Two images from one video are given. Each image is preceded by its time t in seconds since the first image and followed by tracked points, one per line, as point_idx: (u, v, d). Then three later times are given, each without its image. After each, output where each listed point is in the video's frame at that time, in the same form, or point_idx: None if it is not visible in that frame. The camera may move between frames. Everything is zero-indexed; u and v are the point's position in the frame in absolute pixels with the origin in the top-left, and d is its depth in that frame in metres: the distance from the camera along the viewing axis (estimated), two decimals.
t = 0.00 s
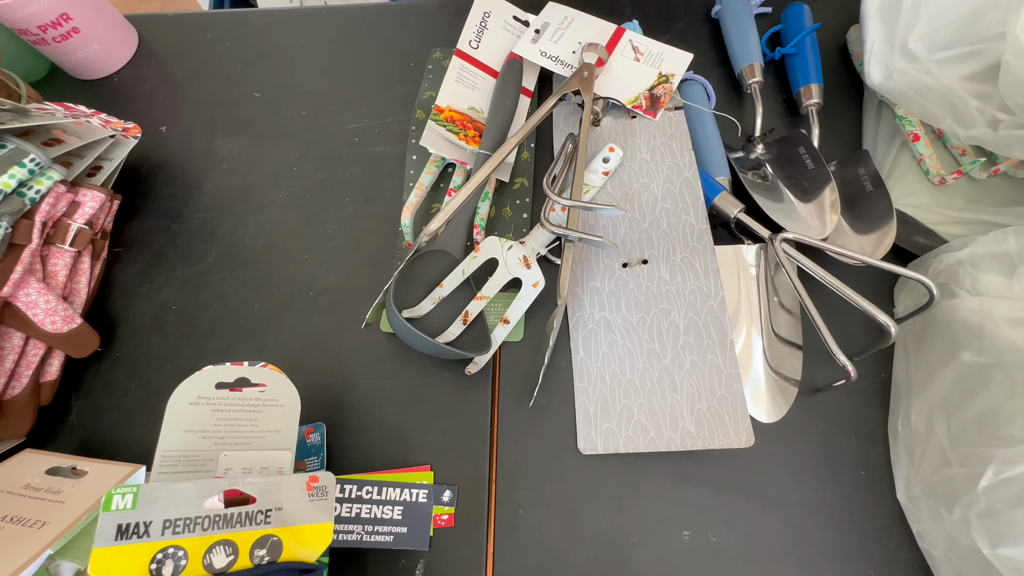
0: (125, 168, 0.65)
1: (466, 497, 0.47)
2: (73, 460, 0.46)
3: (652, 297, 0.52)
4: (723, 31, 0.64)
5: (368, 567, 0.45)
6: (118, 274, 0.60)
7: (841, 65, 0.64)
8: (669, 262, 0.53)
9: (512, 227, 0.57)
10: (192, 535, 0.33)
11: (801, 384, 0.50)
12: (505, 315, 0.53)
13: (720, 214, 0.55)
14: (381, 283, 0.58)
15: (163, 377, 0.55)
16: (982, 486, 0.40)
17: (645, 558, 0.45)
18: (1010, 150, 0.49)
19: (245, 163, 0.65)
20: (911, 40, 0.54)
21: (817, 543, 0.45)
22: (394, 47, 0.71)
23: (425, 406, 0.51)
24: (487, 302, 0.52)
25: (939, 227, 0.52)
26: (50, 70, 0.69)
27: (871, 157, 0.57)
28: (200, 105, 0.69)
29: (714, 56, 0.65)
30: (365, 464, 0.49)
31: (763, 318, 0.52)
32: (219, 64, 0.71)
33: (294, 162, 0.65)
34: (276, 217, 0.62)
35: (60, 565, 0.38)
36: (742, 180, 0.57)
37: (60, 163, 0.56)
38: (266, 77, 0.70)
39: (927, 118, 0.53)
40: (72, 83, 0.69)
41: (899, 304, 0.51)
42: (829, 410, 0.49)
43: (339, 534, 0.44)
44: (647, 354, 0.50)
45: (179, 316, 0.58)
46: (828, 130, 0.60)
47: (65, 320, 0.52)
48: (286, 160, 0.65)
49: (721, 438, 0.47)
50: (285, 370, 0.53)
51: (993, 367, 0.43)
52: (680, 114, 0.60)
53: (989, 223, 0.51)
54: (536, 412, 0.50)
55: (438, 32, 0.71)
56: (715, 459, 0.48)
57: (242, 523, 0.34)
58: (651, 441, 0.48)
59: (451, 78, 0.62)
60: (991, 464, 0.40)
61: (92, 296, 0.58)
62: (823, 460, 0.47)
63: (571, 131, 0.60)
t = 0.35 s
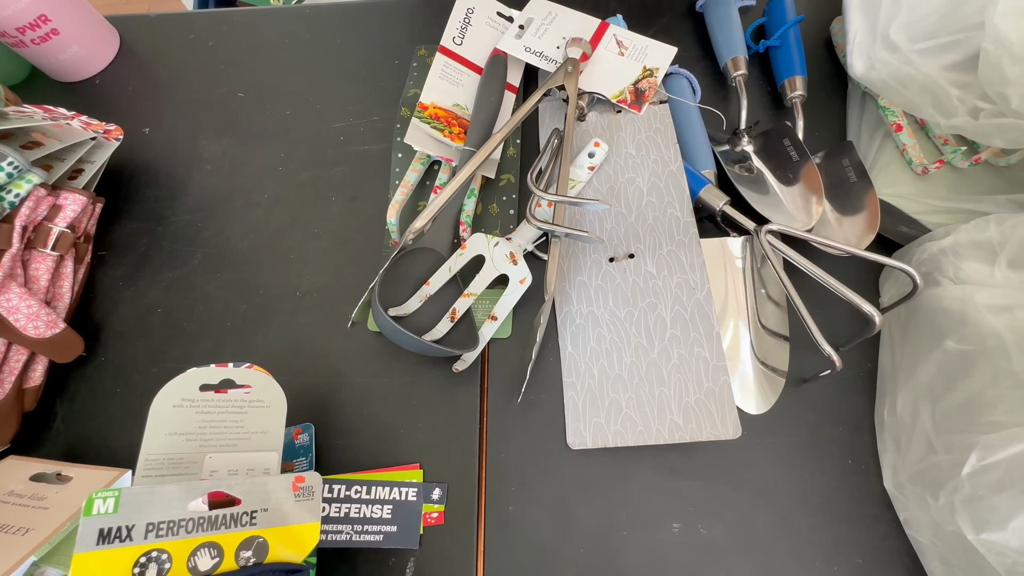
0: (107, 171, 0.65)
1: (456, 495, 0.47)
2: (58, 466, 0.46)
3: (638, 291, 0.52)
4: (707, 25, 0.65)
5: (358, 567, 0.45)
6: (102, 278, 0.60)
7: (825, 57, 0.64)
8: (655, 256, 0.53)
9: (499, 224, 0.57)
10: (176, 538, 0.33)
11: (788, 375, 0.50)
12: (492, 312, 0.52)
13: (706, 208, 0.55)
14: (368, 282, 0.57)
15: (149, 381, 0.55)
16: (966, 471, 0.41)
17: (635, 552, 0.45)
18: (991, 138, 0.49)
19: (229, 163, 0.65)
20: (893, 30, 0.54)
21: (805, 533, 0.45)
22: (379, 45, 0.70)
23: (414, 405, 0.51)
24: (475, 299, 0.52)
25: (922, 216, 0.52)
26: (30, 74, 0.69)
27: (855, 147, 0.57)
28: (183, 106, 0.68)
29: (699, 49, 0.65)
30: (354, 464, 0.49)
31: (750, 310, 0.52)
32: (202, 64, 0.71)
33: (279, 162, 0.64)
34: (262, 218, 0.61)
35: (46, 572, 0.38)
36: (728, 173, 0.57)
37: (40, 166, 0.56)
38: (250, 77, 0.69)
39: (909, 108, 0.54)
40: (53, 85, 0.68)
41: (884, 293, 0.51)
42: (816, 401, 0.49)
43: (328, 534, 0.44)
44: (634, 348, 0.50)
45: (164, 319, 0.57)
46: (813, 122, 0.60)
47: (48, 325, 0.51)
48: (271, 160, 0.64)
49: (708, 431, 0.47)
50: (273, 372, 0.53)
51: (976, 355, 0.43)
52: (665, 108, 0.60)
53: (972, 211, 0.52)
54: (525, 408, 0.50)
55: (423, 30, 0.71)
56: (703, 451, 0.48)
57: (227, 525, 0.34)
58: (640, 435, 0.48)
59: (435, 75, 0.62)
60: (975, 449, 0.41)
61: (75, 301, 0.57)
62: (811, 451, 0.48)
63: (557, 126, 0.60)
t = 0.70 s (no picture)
0: (91, 172, 0.64)
1: (444, 490, 0.47)
2: (42, 468, 0.46)
3: (623, 284, 0.53)
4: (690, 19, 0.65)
5: (346, 563, 0.45)
6: (87, 280, 0.59)
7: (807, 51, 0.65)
8: (640, 249, 0.54)
9: (485, 220, 0.57)
10: (159, 536, 0.33)
11: (772, 365, 0.50)
12: (478, 308, 0.53)
13: (689, 200, 0.55)
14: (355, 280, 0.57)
15: (135, 383, 0.55)
16: (945, 456, 0.41)
17: (622, 543, 0.46)
18: (967, 127, 0.50)
19: (214, 164, 0.64)
20: (871, 23, 0.54)
21: (791, 521, 0.46)
22: (364, 43, 0.70)
23: (401, 402, 0.51)
24: (461, 295, 0.52)
25: (902, 206, 0.53)
26: (13, 76, 0.68)
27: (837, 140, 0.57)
28: (167, 107, 0.68)
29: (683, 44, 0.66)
30: (342, 461, 0.49)
31: (735, 303, 0.52)
32: (186, 65, 0.70)
33: (265, 161, 0.64)
34: (247, 218, 0.61)
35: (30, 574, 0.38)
36: (711, 166, 0.58)
37: (21, 168, 0.56)
38: (235, 77, 0.69)
39: (889, 100, 0.54)
40: (35, 87, 0.68)
41: (866, 283, 0.52)
42: (800, 390, 0.49)
43: (316, 531, 0.45)
44: (619, 341, 0.51)
45: (150, 320, 0.57)
46: (795, 115, 0.61)
47: (32, 328, 0.51)
48: (256, 160, 0.64)
49: (693, 421, 0.48)
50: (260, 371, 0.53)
51: (954, 341, 0.44)
52: (648, 102, 0.60)
53: (950, 201, 0.52)
54: (512, 403, 0.50)
55: (408, 28, 0.71)
56: (689, 441, 0.48)
57: (210, 523, 0.34)
58: (625, 427, 0.48)
59: (418, 72, 0.62)
60: (954, 434, 0.41)
61: (60, 303, 0.57)
62: (796, 440, 0.48)
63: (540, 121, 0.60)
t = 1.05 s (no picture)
0: (76, 177, 0.64)
1: (432, 488, 0.48)
2: (27, 474, 0.45)
3: (607, 282, 0.53)
4: None
5: (335, 563, 0.46)
6: (73, 285, 0.59)
7: (788, 49, 0.66)
8: (623, 247, 0.54)
9: (470, 220, 0.58)
10: (143, 538, 0.33)
11: (754, 361, 0.51)
12: (465, 307, 0.53)
13: (671, 199, 0.56)
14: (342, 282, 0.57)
15: (122, 387, 0.54)
16: (921, 446, 0.42)
17: (609, 538, 0.46)
18: (942, 124, 0.51)
19: (200, 167, 0.64)
20: (848, 21, 0.55)
21: (775, 513, 0.47)
22: (349, 45, 0.70)
23: (389, 402, 0.51)
24: (446, 295, 0.52)
25: (877, 204, 0.54)
26: None
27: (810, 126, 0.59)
28: (152, 111, 0.68)
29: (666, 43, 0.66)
30: (330, 462, 0.49)
31: (717, 300, 0.53)
32: (171, 68, 0.70)
33: (251, 164, 0.64)
34: (234, 220, 0.61)
35: None
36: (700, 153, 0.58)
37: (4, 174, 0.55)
38: (220, 81, 0.69)
39: (867, 97, 0.55)
40: (18, 92, 0.68)
41: (847, 278, 0.53)
42: (783, 384, 0.50)
43: (304, 531, 0.45)
44: (604, 339, 0.51)
45: (136, 324, 0.57)
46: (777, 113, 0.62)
47: (17, 333, 0.51)
48: (242, 163, 0.64)
49: (676, 416, 0.48)
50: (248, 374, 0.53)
51: (930, 333, 0.45)
52: (631, 102, 0.61)
53: (925, 196, 0.54)
54: (498, 401, 0.50)
55: (393, 29, 0.71)
56: (675, 436, 0.49)
57: (195, 524, 0.35)
58: (611, 423, 0.48)
59: (402, 74, 0.62)
60: (931, 424, 0.42)
61: (45, 309, 0.57)
62: (779, 433, 0.49)
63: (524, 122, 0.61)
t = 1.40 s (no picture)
0: (67, 186, 0.64)
1: (429, 492, 0.48)
2: (22, 485, 0.45)
3: (600, 284, 0.54)
4: None
5: (332, 568, 0.46)
6: (66, 294, 0.59)
7: (776, 51, 0.66)
8: (615, 250, 0.55)
9: (464, 224, 0.58)
10: (140, 548, 0.34)
11: (746, 360, 0.52)
12: (459, 311, 0.53)
13: (662, 200, 0.56)
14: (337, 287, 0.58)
15: (117, 396, 0.54)
16: (910, 443, 0.43)
17: (604, 538, 0.46)
18: (926, 125, 0.51)
19: (193, 175, 0.64)
20: (835, 21, 0.56)
21: (768, 511, 0.47)
22: (340, 50, 0.70)
23: (384, 406, 0.51)
24: (441, 299, 0.52)
25: (868, 202, 0.54)
26: None
27: None
28: (144, 119, 0.68)
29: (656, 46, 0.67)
30: (326, 468, 0.49)
31: (709, 300, 0.53)
32: (162, 76, 0.70)
33: (243, 170, 0.64)
34: (227, 227, 0.61)
35: None
36: None
37: None
38: (212, 87, 0.69)
39: (852, 98, 0.55)
40: (8, 101, 0.67)
41: (836, 277, 0.54)
42: (774, 383, 0.51)
43: (300, 538, 0.44)
44: (597, 341, 0.52)
45: (130, 332, 0.57)
46: (765, 115, 0.63)
47: (9, 344, 0.51)
48: (235, 170, 0.64)
49: (669, 417, 0.49)
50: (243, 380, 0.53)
51: (918, 331, 0.45)
52: (622, 105, 0.61)
53: (912, 195, 0.54)
54: (493, 404, 0.51)
55: (385, 34, 0.71)
56: (668, 436, 0.49)
57: (191, 532, 0.35)
58: (605, 424, 0.49)
59: (393, 79, 0.62)
60: (919, 421, 0.43)
61: (38, 318, 0.57)
62: (771, 431, 0.49)
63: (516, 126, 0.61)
